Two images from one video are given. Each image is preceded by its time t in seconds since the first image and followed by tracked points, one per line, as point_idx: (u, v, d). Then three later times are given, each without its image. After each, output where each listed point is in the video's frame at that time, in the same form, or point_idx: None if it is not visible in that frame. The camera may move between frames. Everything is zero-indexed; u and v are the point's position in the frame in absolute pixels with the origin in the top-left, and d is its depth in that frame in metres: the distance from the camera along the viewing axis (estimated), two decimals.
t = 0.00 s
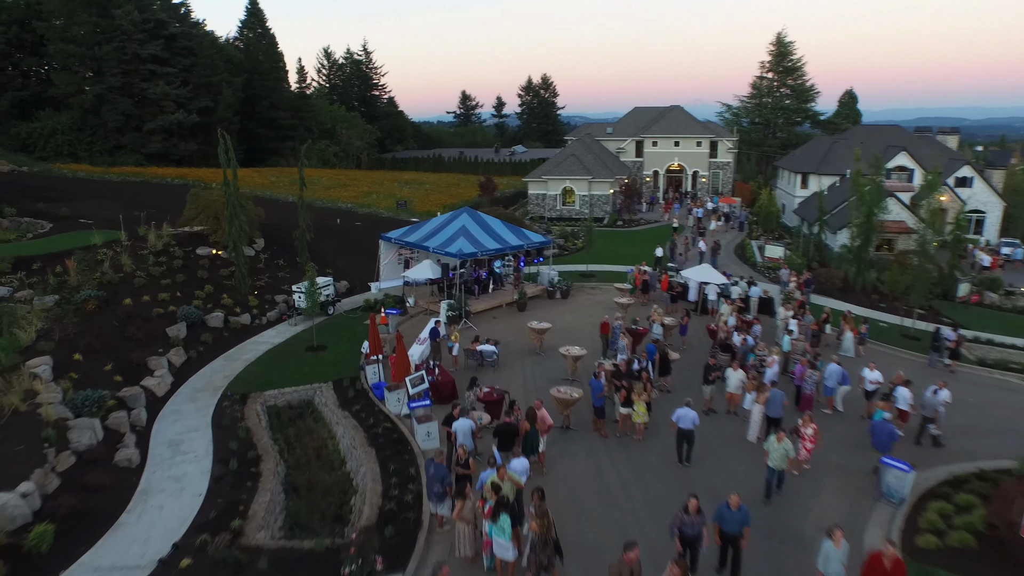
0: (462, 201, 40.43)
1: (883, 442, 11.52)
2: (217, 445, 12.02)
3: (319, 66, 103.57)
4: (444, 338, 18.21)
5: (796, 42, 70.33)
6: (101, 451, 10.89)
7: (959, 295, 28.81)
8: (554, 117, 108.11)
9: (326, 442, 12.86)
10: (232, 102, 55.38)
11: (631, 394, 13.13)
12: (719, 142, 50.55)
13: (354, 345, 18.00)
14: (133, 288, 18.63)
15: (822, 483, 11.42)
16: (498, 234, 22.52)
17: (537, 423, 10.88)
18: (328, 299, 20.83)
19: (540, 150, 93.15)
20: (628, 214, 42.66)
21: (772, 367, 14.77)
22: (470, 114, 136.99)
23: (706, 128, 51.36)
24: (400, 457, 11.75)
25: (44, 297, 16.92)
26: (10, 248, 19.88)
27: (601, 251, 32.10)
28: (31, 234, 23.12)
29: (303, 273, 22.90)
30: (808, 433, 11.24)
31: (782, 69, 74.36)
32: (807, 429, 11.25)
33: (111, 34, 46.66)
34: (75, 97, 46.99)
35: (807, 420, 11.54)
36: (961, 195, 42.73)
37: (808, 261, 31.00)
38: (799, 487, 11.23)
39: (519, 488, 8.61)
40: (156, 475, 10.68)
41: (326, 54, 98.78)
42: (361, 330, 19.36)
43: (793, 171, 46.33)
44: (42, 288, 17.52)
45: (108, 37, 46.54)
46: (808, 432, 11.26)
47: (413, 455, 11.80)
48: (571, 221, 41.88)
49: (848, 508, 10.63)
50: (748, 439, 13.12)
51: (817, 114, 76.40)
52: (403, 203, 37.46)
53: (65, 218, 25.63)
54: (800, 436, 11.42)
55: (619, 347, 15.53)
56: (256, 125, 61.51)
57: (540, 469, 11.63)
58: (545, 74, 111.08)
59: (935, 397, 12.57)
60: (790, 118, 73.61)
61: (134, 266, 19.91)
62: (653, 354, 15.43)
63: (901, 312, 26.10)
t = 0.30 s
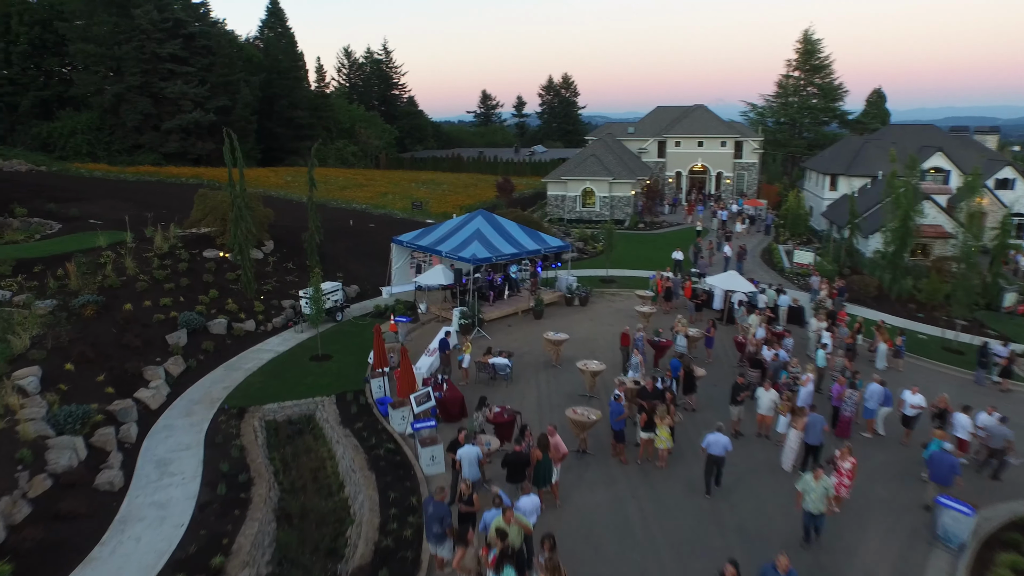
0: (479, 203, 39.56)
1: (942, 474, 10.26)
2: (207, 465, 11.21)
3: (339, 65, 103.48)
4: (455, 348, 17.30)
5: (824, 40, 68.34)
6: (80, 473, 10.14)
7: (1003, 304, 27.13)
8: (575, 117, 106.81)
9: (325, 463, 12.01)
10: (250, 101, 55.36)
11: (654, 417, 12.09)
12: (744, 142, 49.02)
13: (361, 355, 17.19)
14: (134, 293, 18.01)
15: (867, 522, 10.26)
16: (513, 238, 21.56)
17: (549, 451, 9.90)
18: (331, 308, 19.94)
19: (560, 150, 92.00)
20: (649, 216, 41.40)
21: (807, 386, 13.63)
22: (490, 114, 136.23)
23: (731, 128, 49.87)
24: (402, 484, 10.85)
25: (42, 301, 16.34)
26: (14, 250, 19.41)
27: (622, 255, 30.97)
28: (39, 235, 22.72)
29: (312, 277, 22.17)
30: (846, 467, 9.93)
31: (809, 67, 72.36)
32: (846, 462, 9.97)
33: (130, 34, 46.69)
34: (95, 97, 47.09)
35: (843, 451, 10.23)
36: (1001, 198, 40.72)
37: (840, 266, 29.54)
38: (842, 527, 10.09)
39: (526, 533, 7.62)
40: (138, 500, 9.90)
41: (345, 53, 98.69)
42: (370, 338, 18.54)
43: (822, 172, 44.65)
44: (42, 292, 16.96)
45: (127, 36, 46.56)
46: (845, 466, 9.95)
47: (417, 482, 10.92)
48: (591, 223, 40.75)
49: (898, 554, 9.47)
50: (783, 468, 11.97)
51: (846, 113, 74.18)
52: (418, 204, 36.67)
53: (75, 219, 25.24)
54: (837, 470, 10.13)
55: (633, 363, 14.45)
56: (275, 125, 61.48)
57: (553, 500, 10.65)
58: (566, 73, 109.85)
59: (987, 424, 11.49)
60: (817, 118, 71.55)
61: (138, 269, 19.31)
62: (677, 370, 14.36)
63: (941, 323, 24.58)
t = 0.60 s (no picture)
0: (494, 205, 38.63)
1: (1016, 517, 9.07)
2: (190, 491, 10.39)
3: (356, 65, 103.29)
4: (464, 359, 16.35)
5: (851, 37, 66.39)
6: (50, 501, 9.38)
7: None
8: (593, 117, 105.46)
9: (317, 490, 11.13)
10: (264, 100, 55.16)
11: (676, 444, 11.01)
12: (768, 142, 47.45)
13: (365, 367, 16.32)
14: (132, 299, 17.33)
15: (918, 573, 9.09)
16: (527, 243, 20.58)
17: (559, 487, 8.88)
18: (332, 314, 19.08)
19: (578, 150, 90.81)
20: (669, 219, 40.13)
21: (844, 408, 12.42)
22: (508, 114, 135.36)
23: (754, 128, 48.34)
24: (398, 517, 9.91)
25: (34, 307, 15.69)
26: (13, 253, 18.86)
27: (641, 260, 29.77)
28: (42, 236, 22.22)
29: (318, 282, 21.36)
30: (888, 515, 8.64)
31: (834, 65, 70.46)
32: (887, 510, 8.67)
33: (146, 33, 46.56)
34: (111, 96, 47.04)
35: (883, 495, 8.93)
36: None
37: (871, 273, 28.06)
38: None
39: None
40: (109, 532, 9.08)
41: (363, 52, 98.44)
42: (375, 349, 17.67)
43: (849, 173, 42.97)
44: (35, 297, 16.32)
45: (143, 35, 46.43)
46: (888, 514, 8.64)
47: (415, 514, 9.97)
48: (609, 226, 39.57)
49: None
50: (821, 503, 10.77)
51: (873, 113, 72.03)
52: (432, 205, 35.80)
53: (81, 219, 24.76)
54: (877, 518, 8.80)
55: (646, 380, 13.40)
56: (291, 125, 61.26)
57: (564, 539, 9.65)
58: (585, 72, 108.52)
59: None
60: (843, 117, 69.53)
61: (137, 273, 18.67)
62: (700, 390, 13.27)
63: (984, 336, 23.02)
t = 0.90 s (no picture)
0: (500, 207, 37.74)
1: None
2: (159, 524, 9.52)
3: (365, 65, 102.85)
4: (463, 373, 15.41)
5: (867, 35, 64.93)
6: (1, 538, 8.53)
7: None
8: (603, 117, 104.35)
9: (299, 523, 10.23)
10: (269, 100, 54.65)
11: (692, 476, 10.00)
12: (782, 143, 46.22)
13: (359, 381, 15.48)
14: (117, 307, 16.56)
15: None
16: (533, 249, 19.66)
17: (561, 531, 7.94)
18: (325, 324, 18.13)
19: (587, 150, 89.74)
20: (681, 221, 39.06)
21: (873, 433, 11.39)
22: (517, 114, 134.50)
23: (769, 128, 47.12)
24: (385, 557, 9.01)
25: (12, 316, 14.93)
26: None
27: (652, 265, 28.75)
28: (33, 240, 21.54)
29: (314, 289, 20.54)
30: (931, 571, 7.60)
31: (850, 64, 69.03)
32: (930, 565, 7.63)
33: (151, 32, 46.09)
34: (115, 95, 46.56)
35: (922, 546, 7.88)
36: None
37: (894, 279, 26.82)
38: None
39: None
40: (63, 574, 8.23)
41: (371, 52, 97.89)
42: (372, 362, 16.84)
43: (867, 175, 41.64)
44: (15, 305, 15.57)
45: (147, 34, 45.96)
46: (930, 570, 7.59)
47: (403, 554, 9.06)
48: (619, 229, 38.54)
49: None
50: (853, 543, 9.71)
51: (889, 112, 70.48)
52: (437, 207, 34.96)
53: (74, 222, 24.09)
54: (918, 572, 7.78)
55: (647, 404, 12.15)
56: (298, 125, 60.73)
57: None
58: (594, 72, 107.40)
59: None
60: (859, 117, 68.04)
61: (125, 279, 17.92)
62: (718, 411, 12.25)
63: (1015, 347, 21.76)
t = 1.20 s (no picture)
0: (503, 209, 36.85)
1: None
2: (118, 564, 8.67)
3: (369, 64, 102.13)
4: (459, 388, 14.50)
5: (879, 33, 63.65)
6: None
7: None
8: (609, 116, 103.28)
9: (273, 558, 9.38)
10: (270, 99, 53.93)
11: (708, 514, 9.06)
12: (792, 143, 45.10)
13: (350, 397, 14.64)
14: (97, 316, 15.76)
15: None
16: (537, 256, 18.73)
17: None
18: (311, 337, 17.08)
19: (593, 151, 88.73)
20: (688, 224, 38.07)
21: (903, 461, 10.37)
22: (523, 113, 133.55)
23: (779, 128, 46.02)
24: None
25: None
26: None
27: (659, 269, 27.79)
28: (17, 244, 20.78)
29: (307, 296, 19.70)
30: None
31: (860, 62, 67.74)
32: None
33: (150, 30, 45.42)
34: (113, 95, 45.90)
35: None
36: None
37: (912, 285, 25.74)
38: None
39: None
40: None
41: (376, 51, 97.23)
42: (365, 375, 15.99)
43: (880, 176, 40.47)
44: None
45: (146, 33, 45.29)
46: None
47: None
48: (625, 231, 37.57)
49: None
50: None
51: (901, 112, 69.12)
52: (438, 209, 34.10)
53: (62, 224, 23.33)
54: None
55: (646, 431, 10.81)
56: (300, 125, 60.01)
57: None
58: (600, 71, 106.34)
59: None
60: (870, 117, 66.73)
61: (108, 286, 17.12)
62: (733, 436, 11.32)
63: None
